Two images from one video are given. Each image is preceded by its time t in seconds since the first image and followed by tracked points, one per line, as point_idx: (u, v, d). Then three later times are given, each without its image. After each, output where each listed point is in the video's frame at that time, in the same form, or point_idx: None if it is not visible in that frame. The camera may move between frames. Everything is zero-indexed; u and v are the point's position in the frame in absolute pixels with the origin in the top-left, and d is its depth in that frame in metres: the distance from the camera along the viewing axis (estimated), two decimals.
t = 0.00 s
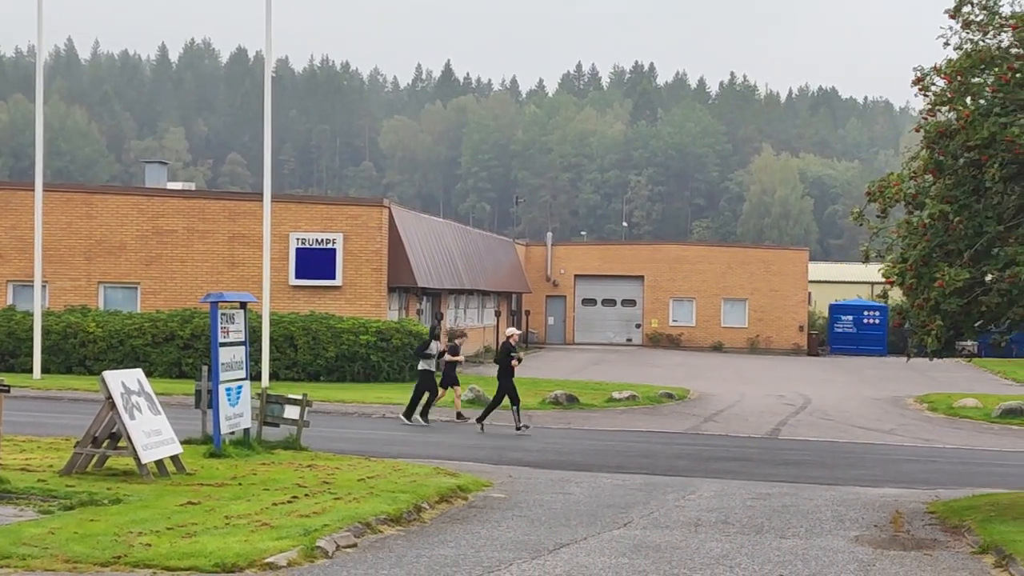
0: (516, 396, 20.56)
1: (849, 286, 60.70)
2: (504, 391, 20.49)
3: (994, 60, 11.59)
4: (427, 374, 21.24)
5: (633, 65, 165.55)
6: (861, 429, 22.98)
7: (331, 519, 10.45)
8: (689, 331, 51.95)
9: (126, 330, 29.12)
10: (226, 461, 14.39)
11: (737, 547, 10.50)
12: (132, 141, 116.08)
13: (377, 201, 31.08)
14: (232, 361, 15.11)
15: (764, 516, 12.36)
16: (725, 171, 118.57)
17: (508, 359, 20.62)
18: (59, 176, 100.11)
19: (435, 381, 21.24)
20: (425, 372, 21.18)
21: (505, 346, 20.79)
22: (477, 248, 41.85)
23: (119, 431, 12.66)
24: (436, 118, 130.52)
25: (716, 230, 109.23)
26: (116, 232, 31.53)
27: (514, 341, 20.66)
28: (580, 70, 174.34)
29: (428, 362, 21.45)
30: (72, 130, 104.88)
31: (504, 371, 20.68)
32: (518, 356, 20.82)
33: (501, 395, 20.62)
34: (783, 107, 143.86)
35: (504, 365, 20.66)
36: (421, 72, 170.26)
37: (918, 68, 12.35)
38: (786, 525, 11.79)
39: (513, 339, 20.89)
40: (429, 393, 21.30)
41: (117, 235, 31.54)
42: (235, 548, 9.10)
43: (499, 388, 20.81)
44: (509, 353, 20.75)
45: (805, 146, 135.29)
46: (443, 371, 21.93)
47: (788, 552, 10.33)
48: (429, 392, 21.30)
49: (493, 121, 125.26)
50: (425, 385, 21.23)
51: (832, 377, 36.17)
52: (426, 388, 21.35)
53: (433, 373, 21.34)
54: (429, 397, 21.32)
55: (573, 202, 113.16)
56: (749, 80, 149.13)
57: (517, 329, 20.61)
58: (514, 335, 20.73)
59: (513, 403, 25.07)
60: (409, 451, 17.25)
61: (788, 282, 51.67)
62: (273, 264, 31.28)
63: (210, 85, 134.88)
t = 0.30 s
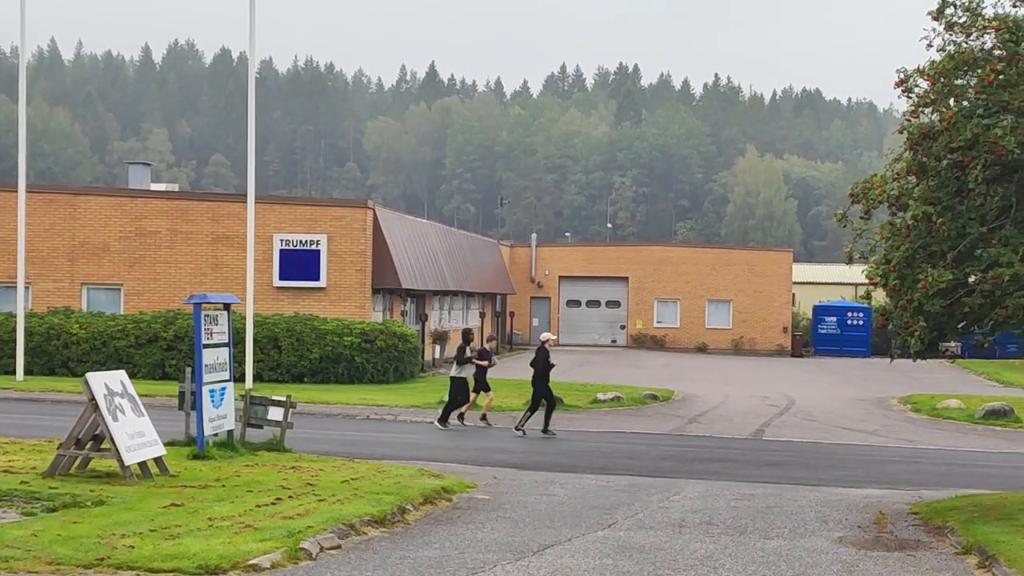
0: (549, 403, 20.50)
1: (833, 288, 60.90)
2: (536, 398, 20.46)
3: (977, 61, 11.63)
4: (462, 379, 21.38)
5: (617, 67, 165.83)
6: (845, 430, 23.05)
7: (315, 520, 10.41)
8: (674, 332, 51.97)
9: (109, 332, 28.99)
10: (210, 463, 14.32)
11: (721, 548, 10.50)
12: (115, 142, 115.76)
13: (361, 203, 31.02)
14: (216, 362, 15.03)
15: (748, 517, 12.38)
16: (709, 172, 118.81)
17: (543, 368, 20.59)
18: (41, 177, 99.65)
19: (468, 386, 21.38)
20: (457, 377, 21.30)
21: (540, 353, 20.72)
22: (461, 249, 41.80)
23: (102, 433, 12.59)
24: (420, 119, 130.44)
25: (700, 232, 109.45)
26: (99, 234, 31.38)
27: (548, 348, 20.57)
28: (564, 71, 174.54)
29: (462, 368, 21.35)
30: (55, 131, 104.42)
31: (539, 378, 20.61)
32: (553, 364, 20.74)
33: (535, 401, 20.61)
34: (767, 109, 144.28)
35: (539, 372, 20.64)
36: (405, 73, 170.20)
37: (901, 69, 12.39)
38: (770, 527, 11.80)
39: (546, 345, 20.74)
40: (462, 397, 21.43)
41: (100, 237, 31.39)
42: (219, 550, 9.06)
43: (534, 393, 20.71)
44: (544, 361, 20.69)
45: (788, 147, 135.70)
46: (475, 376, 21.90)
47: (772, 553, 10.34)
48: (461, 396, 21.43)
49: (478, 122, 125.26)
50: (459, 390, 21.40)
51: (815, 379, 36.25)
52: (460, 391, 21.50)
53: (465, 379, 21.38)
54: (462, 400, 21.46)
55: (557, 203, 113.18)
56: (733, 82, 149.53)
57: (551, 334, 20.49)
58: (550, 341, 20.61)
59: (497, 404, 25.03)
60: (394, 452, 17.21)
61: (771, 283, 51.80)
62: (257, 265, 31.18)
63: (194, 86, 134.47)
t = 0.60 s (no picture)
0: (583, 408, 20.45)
1: (815, 290, 61.06)
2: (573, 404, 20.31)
3: (959, 63, 11.67)
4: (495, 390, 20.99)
5: (599, 69, 166.01)
6: (826, 432, 23.10)
7: (298, 522, 10.36)
8: (657, 334, 51.96)
9: (92, 335, 28.81)
10: (193, 466, 14.24)
11: (703, 549, 10.51)
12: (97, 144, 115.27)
13: (344, 205, 30.95)
14: (199, 364, 14.96)
15: (730, 518, 12.37)
16: (691, 174, 119.05)
17: (577, 372, 20.57)
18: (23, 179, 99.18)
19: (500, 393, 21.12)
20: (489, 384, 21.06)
21: (574, 358, 20.68)
22: (444, 251, 41.75)
23: (84, 435, 12.49)
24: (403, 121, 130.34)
25: (682, 234, 109.66)
26: (81, 236, 31.22)
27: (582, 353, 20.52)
28: (547, 73, 174.59)
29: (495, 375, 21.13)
30: (37, 133, 103.89)
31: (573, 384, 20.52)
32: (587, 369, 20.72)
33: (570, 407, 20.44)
34: (749, 111, 144.66)
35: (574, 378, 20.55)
36: (387, 75, 170.00)
37: (883, 71, 12.42)
38: (751, 528, 11.81)
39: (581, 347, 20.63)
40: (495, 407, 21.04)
41: (82, 239, 31.23)
42: (201, 551, 9.00)
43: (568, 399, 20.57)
44: (578, 365, 20.70)
45: (770, 149, 136.09)
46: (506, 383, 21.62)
47: (755, 555, 10.35)
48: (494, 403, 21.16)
49: (461, 124, 125.24)
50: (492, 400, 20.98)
51: (797, 380, 36.33)
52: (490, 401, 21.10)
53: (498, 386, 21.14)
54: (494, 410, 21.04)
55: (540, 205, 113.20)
56: (715, 84, 149.85)
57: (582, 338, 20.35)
58: (583, 344, 20.50)
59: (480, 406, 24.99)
60: (376, 454, 17.17)
61: (754, 285, 51.92)
62: (240, 266, 31.08)
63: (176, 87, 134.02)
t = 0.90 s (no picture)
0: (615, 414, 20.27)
1: (795, 291, 61.28)
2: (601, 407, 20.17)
3: (938, 65, 11.70)
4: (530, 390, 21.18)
5: (580, 70, 166.24)
6: (806, 433, 23.19)
7: (278, 524, 10.30)
8: (637, 335, 52.01)
9: (71, 337, 28.63)
10: (171, 467, 14.14)
11: (683, 550, 10.51)
12: (76, 146, 114.71)
13: (324, 206, 30.85)
14: (179, 366, 14.87)
15: (710, 519, 12.38)
16: (672, 175, 119.26)
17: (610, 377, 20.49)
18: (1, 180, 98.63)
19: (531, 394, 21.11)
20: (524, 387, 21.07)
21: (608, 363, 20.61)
22: (425, 252, 41.69)
23: (64, 437, 12.40)
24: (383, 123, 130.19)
25: (663, 235, 109.87)
26: (61, 237, 31.04)
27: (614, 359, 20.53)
28: (527, 75, 174.70)
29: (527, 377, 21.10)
30: (15, 134, 103.32)
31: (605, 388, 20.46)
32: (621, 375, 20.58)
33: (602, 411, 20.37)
34: (729, 112, 145.08)
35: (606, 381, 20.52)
36: (367, 76, 169.81)
37: (862, 73, 12.45)
38: (732, 528, 11.83)
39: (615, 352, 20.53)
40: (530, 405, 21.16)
41: (61, 240, 31.05)
42: (181, 553, 8.94)
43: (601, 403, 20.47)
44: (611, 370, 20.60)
45: (750, 151, 136.53)
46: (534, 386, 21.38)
47: (735, 555, 10.36)
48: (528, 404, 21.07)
49: (441, 126, 125.19)
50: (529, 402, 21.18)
51: (776, 381, 36.43)
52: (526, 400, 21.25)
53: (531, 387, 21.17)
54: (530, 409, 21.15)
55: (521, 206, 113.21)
56: (695, 85, 150.26)
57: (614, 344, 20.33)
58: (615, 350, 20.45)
59: (461, 407, 24.97)
60: (357, 456, 17.13)
61: (734, 286, 52.02)
62: (220, 268, 30.94)
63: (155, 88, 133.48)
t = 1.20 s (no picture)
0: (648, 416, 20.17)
1: (775, 290, 61.48)
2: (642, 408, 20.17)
3: (916, 65, 11.75)
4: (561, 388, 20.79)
5: (560, 70, 166.30)
6: (786, 432, 23.25)
7: (257, 525, 10.24)
8: (617, 335, 52.07)
9: (49, 338, 28.43)
10: (150, 469, 14.04)
11: (663, 550, 10.51)
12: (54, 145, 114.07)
13: (304, 206, 30.75)
14: (157, 367, 14.78)
15: (690, 519, 12.39)
16: (652, 175, 119.48)
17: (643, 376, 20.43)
18: None
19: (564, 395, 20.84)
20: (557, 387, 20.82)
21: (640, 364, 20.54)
22: (405, 252, 41.61)
23: (42, 438, 12.31)
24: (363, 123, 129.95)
25: (643, 235, 110.04)
26: (39, 237, 30.85)
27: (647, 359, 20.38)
28: (508, 75, 174.69)
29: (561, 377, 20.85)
30: None
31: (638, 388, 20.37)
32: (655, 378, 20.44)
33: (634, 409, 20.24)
34: (709, 112, 145.46)
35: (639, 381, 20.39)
36: (347, 76, 169.47)
37: (841, 73, 12.48)
38: (711, 528, 11.83)
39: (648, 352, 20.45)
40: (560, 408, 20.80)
41: (40, 240, 30.87)
42: (159, 555, 8.87)
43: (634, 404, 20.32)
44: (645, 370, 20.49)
45: (730, 151, 136.92)
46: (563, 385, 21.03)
47: (715, 555, 10.36)
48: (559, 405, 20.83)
49: (422, 126, 125.06)
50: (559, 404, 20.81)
51: (756, 381, 36.52)
52: (556, 403, 20.93)
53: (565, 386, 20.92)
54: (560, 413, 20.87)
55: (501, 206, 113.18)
56: (675, 85, 150.57)
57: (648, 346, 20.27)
58: (649, 353, 20.53)
59: (441, 408, 24.92)
60: (336, 457, 17.07)
61: (714, 286, 52.13)
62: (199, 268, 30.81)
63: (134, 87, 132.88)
